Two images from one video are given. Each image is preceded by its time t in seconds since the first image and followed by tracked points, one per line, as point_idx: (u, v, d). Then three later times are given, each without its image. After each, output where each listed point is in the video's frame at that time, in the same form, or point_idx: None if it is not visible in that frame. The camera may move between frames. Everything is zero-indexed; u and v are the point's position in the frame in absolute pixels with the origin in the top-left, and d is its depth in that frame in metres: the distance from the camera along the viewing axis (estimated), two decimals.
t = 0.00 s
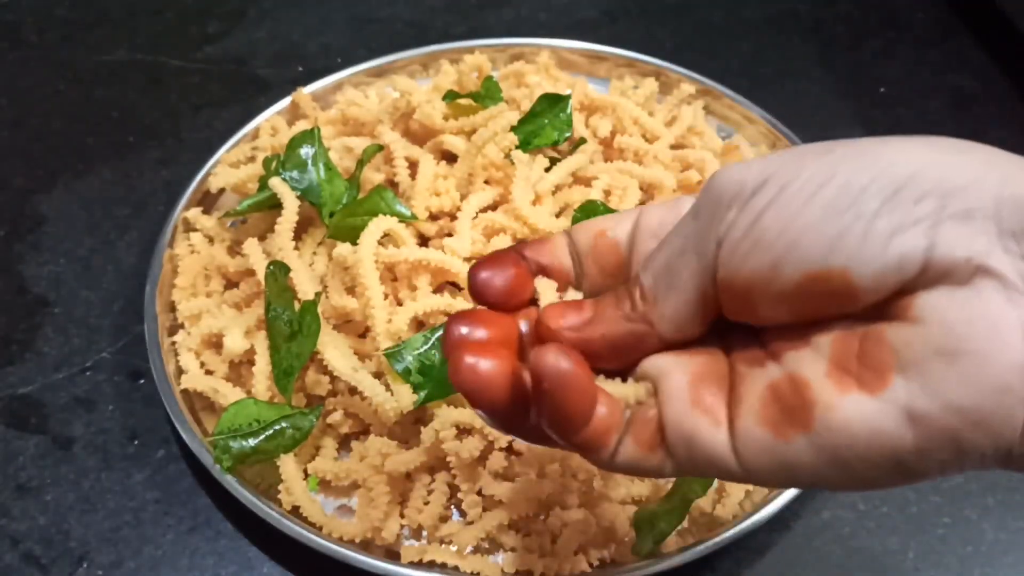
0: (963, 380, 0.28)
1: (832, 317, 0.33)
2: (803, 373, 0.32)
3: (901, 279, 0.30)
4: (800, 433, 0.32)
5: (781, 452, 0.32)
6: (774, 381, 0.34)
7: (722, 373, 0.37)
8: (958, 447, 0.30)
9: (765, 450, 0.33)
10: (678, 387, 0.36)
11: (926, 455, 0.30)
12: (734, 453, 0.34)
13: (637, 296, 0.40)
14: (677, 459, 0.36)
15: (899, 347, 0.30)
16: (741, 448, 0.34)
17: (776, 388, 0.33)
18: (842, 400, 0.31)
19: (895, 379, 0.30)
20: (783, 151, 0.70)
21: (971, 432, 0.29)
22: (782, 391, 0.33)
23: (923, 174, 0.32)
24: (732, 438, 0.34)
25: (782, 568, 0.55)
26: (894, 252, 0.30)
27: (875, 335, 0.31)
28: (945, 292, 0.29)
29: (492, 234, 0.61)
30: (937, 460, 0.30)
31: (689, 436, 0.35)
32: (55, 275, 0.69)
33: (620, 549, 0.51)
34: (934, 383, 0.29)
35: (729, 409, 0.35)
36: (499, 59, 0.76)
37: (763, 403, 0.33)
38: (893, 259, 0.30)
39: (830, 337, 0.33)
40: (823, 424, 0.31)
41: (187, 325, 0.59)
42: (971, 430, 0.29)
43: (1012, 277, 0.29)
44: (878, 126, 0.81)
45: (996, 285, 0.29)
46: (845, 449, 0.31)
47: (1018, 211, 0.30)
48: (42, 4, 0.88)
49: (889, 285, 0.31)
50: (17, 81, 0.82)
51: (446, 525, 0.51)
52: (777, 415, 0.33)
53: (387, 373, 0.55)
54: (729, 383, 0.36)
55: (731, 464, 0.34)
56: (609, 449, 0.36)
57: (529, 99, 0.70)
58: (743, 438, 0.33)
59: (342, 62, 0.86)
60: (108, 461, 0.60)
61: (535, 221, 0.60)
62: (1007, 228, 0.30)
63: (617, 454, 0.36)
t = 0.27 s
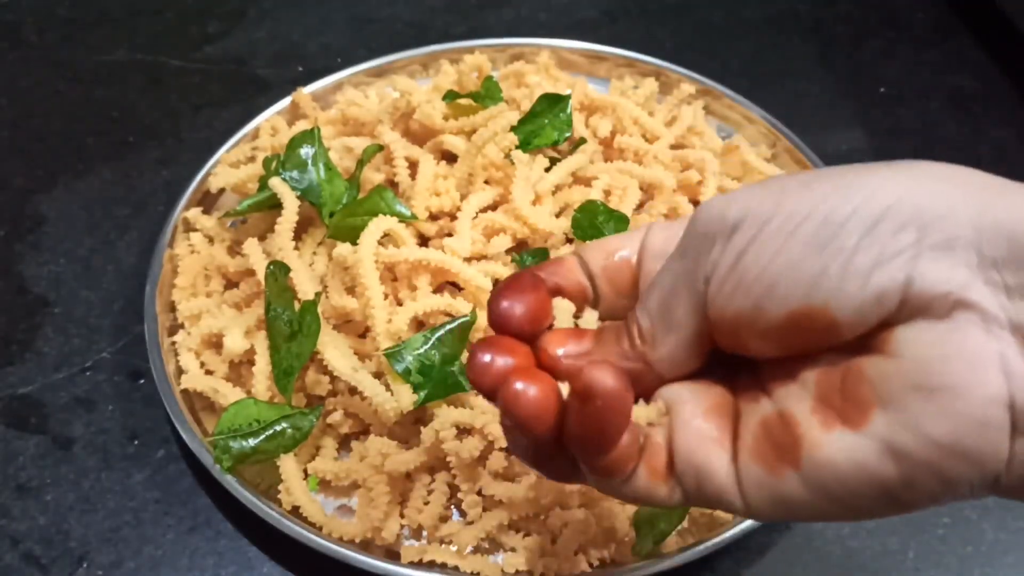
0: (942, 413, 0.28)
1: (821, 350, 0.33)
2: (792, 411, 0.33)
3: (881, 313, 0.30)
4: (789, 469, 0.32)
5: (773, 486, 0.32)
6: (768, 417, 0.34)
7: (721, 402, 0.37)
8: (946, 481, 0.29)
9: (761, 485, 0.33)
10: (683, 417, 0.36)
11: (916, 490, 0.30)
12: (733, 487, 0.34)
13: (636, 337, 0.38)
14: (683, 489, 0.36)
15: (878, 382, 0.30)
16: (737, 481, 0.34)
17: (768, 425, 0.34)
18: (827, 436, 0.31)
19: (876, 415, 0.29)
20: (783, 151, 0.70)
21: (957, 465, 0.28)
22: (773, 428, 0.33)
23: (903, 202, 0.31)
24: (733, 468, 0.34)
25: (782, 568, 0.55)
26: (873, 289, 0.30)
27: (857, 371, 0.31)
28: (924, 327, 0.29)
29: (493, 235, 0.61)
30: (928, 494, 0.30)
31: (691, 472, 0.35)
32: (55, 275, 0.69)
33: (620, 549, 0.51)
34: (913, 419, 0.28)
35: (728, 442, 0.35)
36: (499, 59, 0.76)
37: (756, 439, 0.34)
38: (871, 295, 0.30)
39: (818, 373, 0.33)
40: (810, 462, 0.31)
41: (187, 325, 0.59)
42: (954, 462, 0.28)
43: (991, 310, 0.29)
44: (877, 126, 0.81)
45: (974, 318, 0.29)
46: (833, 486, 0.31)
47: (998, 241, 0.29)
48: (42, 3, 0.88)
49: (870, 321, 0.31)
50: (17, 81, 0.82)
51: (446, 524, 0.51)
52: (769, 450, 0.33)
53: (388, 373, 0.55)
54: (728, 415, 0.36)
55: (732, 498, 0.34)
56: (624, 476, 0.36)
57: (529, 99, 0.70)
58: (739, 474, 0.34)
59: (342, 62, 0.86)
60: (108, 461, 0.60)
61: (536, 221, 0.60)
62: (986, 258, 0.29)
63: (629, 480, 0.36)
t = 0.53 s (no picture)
0: (957, 393, 0.30)
1: (835, 334, 0.35)
2: (799, 382, 0.34)
3: (909, 301, 0.33)
4: (792, 439, 0.33)
5: (771, 458, 0.34)
6: (768, 392, 0.35)
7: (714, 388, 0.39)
8: (946, 464, 0.31)
9: (756, 453, 0.34)
10: (670, 408, 0.38)
11: (914, 471, 0.32)
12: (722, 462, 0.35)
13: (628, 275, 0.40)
14: (670, 468, 0.37)
15: (894, 360, 0.32)
16: (730, 455, 0.35)
17: (769, 397, 0.35)
18: (837, 407, 0.32)
19: (889, 390, 0.31)
20: (782, 151, 0.70)
21: (963, 450, 0.31)
22: (776, 399, 0.34)
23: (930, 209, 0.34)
24: (723, 448, 0.35)
25: (782, 568, 0.55)
26: (897, 273, 0.33)
27: (872, 352, 0.33)
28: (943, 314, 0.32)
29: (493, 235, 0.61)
30: (924, 476, 0.32)
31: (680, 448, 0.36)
32: (55, 275, 0.69)
33: (620, 549, 0.51)
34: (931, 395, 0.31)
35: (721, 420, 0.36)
36: (499, 59, 0.76)
37: (757, 408, 0.35)
38: (897, 279, 0.33)
39: (828, 353, 0.34)
40: (815, 431, 0.32)
41: (187, 325, 0.59)
42: (960, 448, 0.31)
43: (1006, 309, 0.32)
44: (877, 126, 0.81)
45: (994, 314, 0.32)
46: (836, 456, 0.32)
47: (1012, 251, 0.33)
48: (42, 3, 0.88)
49: (890, 303, 0.33)
50: (17, 81, 0.82)
51: (446, 525, 0.51)
52: (769, 422, 0.34)
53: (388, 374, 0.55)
54: (723, 398, 0.37)
55: (723, 476, 0.35)
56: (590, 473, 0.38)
57: (529, 99, 0.70)
58: (733, 444, 0.35)
59: (342, 62, 0.86)
60: (108, 461, 0.60)
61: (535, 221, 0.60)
62: (1002, 266, 0.33)
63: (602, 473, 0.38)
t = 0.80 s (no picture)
0: (989, 379, 0.33)
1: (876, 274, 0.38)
2: (828, 364, 0.37)
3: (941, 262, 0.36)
4: (821, 421, 0.36)
5: (797, 439, 0.37)
6: (795, 371, 0.38)
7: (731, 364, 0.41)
8: (972, 453, 0.34)
9: (780, 436, 0.37)
10: (680, 387, 0.41)
11: (939, 458, 0.35)
12: (740, 445, 0.38)
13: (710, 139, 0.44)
14: (674, 449, 0.40)
15: (928, 342, 0.35)
16: (751, 436, 0.38)
17: (797, 376, 0.38)
18: (869, 391, 0.35)
19: (922, 372, 0.35)
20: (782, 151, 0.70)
21: (991, 436, 0.34)
22: (805, 382, 0.37)
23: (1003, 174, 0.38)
24: (741, 429, 0.38)
25: (781, 568, 0.55)
26: (968, 217, 0.36)
27: (905, 334, 0.36)
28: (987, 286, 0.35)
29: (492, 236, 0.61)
30: (947, 463, 0.35)
31: (693, 432, 0.39)
32: (55, 275, 0.69)
33: (620, 549, 0.50)
34: (963, 378, 0.34)
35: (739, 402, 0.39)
36: (499, 59, 0.76)
37: (783, 391, 0.38)
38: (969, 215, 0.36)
39: (858, 334, 0.37)
40: (847, 413, 0.35)
41: (187, 325, 0.59)
42: (990, 435, 0.34)
43: None
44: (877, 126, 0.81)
45: None
46: (864, 439, 0.35)
47: None
48: (43, 3, 0.88)
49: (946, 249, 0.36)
50: (18, 81, 0.82)
51: (446, 525, 0.51)
52: (799, 403, 0.37)
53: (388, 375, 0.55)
54: (740, 377, 0.40)
55: (735, 455, 0.38)
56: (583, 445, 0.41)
57: (529, 99, 0.70)
58: (756, 424, 0.38)
59: (342, 62, 0.86)
60: (108, 461, 0.60)
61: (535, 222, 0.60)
62: None
63: (596, 442, 0.41)
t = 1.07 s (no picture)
0: (993, 364, 0.34)
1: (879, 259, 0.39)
2: (834, 345, 0.38)
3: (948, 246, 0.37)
4: (827, 402, 0.37)
5: (803, 420, 0.37)
6: (799, 353, 0.39)
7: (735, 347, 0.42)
8: (976, 436, 0.35)
9: (783, 416, 0.37)
10: (682, 366, 0.41)
11: (942, 441, 0.35)
12: (743, 424, 0.38)
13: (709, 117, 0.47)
14: (672, 428, 0.40)
15: (934, 326, 0.36)
16: (754, 416, 0.38)
17: (801, 358, 0.39)
18: (875, 372, 0.36)
19: (928, 355, 0.35)
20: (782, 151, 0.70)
21: (995, 420, 0.34)
22: (810, 363, 0.38)
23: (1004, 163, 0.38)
24: (744, 409, 0.38)
25: (781, 568, 0.55)
26: (970, 204, 0.37)
27: (911, 319, 0.37)
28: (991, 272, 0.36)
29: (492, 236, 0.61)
30: (949, 445, 0.35)
31: (694, 411, 0.39)
32: (55, 275, 0.69)
33: (620, 549, 0.50)
34: (967, 362, 0.34)
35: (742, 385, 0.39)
36: (499, 59, 0.76)
37: (788, 373, 0.38)
38: (969, 204, 0.37)
39: (863, 318, 0.38)
40: (852, 395, 0.36)
41: (187, 325, 0.59)
42: (994, 419, 0.34)
43: None
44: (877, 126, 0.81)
45: None
46: (870, 422, 0.36)
47: None
48: (43, 3, 0.88)
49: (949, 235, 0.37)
50: (18, 81, 0.82)
51: (446, 525, 0.51)
52: (805, 384, 0.37)
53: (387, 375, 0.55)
54: (745, 358, 0.41)
55: (737, 437, 0.38)
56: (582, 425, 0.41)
57: (529, 99, 0.70)
58: (761, 404, 0.38)
59: (342, 62, 0.86)
60: (107, 461, 0.60)
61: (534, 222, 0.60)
62: None
63: (594, 422, 0.40)
